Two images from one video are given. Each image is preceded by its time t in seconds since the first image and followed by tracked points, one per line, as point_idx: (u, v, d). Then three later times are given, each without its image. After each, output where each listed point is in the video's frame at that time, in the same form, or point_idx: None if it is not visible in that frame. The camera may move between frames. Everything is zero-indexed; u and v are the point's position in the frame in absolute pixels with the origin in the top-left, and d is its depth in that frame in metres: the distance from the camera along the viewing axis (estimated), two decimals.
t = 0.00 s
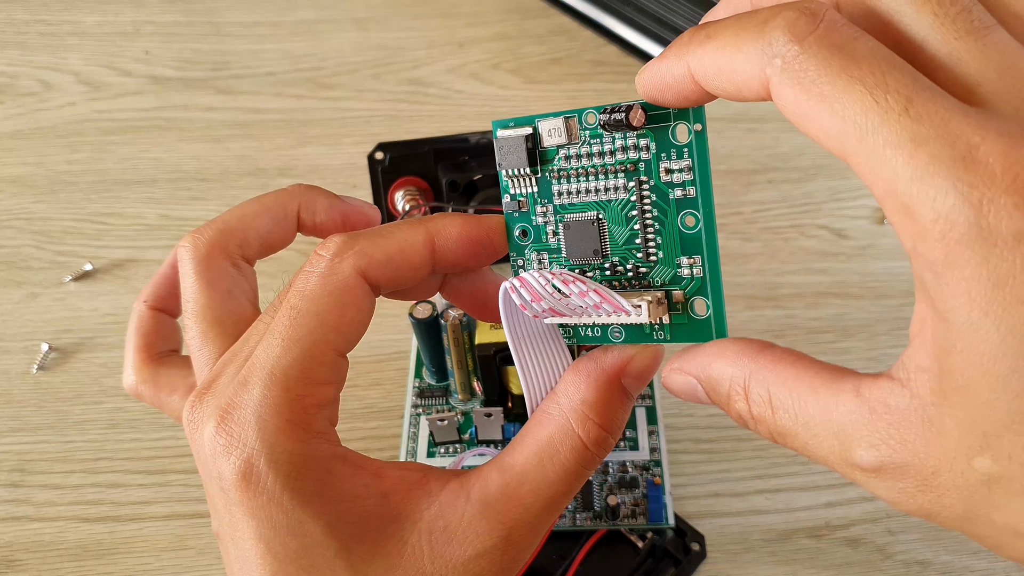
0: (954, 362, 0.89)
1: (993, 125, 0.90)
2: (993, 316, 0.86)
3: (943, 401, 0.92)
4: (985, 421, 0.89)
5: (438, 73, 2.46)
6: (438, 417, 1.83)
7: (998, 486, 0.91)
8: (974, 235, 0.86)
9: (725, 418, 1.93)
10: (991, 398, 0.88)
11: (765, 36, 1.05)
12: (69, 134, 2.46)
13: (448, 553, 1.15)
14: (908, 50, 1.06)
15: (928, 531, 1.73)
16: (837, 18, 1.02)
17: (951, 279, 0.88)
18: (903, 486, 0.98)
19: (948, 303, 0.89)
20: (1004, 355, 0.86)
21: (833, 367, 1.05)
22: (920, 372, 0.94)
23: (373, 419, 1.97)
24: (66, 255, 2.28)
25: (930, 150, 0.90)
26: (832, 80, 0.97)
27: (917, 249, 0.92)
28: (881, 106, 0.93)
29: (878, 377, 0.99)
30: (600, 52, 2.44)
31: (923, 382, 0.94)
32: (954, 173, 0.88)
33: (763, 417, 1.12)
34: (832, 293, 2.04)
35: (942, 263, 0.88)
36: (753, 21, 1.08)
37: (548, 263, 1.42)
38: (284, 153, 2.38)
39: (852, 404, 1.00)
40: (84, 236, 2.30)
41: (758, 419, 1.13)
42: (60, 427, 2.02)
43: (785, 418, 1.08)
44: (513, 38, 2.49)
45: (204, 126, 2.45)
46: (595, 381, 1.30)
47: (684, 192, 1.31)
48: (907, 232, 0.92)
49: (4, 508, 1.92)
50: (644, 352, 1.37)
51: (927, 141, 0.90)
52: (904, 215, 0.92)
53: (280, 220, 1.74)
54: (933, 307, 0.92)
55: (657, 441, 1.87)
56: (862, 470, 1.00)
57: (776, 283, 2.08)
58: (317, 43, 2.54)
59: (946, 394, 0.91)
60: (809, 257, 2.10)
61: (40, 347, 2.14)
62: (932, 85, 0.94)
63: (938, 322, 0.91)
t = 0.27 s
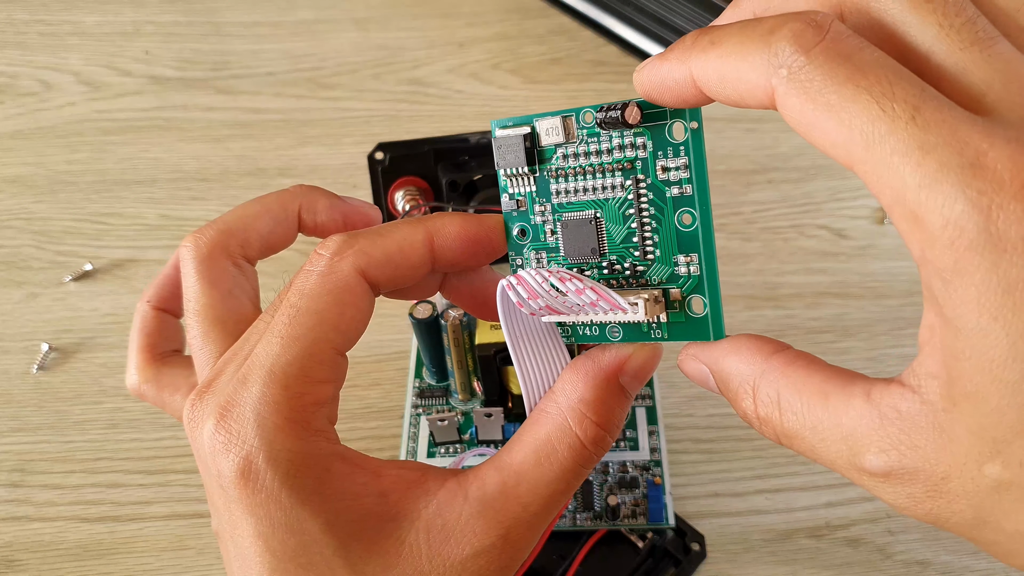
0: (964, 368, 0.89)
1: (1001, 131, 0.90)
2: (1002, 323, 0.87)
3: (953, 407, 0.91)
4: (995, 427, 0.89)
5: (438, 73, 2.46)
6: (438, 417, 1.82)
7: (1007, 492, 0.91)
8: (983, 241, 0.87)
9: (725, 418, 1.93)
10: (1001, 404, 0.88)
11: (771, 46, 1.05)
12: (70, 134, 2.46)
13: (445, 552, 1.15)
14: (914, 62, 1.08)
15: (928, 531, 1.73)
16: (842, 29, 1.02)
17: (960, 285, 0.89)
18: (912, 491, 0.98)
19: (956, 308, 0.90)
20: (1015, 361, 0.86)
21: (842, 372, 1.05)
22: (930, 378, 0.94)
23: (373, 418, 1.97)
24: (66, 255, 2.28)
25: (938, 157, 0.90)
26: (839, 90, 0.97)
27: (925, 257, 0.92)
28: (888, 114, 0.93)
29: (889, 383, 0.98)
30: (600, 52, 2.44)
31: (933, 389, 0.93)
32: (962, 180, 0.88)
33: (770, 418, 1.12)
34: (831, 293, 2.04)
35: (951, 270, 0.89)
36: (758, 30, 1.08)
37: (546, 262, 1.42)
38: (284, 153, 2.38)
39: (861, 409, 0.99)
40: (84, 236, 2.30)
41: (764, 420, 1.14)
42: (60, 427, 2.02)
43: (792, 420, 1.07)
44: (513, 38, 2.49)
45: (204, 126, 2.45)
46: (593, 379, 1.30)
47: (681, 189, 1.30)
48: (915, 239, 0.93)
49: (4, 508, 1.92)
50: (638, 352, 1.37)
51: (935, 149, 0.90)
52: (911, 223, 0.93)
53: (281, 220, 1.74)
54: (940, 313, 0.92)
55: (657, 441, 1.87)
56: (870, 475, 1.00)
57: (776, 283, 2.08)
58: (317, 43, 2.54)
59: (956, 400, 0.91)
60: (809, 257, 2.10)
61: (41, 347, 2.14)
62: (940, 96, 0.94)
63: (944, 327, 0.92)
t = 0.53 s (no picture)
0: (976, 370, 0.89)
1: (1011, 132, 0.91)
2: (1015, 327, 0.86)
3: (961, 408, 0.91)
4: (1006, 431, 0.88)
5: (438, 73, 2.46)
6: (439, 417, 1.83)
7: (1016, 495, 0.91)
8: (999, 244, 0.86)
9: (726, 418, 1.93)
10: (1012, 406, 0.87)
11: (772, 50, 1.05)
12: (70, 134, 2.46)
13: (444, 551, 1.15)
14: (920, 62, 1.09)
15: (928, 530, 1.73)
16: (845, 34, 1.01)
17: (974, 289, 0.88)
18: (918, 491, 0.98)
19: (969, 311, 0.89)
20: None
21: (846, 368, 1.05)
22: (939, 379, 0.93)
23: (373, 418, 1.97)
24: (66, 255, 2.28)
25: (949, 160, 0.89)
26: (842, 95, 0.96)
27: (936, 259, 0.91)
28: (896, 117, 0.93)
29: (895, 381, 0.98)
30: (600, 52, 2.45)
31: (941, 390, 0.93)
32: (975, 182, 0.88)
33: (774, 415, 1.12)
34: (831, 293, 2.04)
35: (965, 274, 0.88)
36: (759, 34, 1.08)
37: (545, 261, 1.43)
38: (284, 153, 2.38)
39: (867, 407, 0.99)
40: (84, 236, 2.30)
41: (769, 417, 1.14)
42: (60, 427, 2.02)
43: (797, 418, 1.07)
44: (513, 38, 2.49)
45: (204, 126, 2.44)
46: (592, 379, 1.30)
47: (674, 189, 1.27)
48: (925, 241, 0.92)
49: (4, 508, 1.92)
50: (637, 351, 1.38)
51: (946, 151, 0.90)
52: (923, 226, 0.92)
53: (283, 220, 1.74)
54: (952, 316, 0.91)
55: (658, 441, 1.88)
56: (875, 473, 1.00)
57: (775, 283, 2.08)
58: (317, 43, 2.54)
59: (965, 402, 0.91)
60: (809, 256, 2.10)
61: (41, 347, 2.14)
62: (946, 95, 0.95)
63: (957, 331, 0.91)
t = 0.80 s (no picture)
0: (976, 379, 0.89)
1: (1013, 142, 0.91)
2: (1015, 336, 0.86)
3: (960, 416, 0.91)
4: (1009, 438, 0.88)
5: (437, 73, 2.47)
6: (441, 418, 1.83)
7: (1016, 501, 0.92)
8: (1001, 254, 0.87)
9: (726, 418, 1.93)
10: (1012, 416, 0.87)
11: (774, 57, 1.03)
12: (70, 134, 2.46)
13: (442, 551, 1.15)
14: (913, 66, 1.09)
15: (927, 530, 1.73)
16: (846, 40, 1.01)
17: (975, 298, 0.88)
18: (915, 495, 0.98)
19: (971, 320, 0.89)
20: None
21: (846, 370, 1.05)
22: (938, 385, 0.93)
23: (373, 419, 1.96)
24: (66, 255, 2.28)
25: (953, 168, 0.89)
26: (844, 104, 0.95)
27: (938, 267, 0.91)
28: (899, 125, 0.92)
29: (893, 386, 0.98)
30: (600, 52, 2.47)
31: (939, 396, 0.93)
32: (978, 191, 0.88)
33: (771, 417, 1.12)
34: (831, 293, 2.04)
35: (967, 283, 0.88)
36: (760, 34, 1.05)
37: (544, 261, 1.44)
38: (283, 153, 2.37)
39: (865, 411, 0.99)
40: (84, 236, 2.30)
41: (766, 419, 1.14)
42: (60, 427, 2.02)
43: (796, 421, 1.07)
44: (512, 39, 2.51)
45: (204, 126, 2.45)
46: (591, 380, 1.30)
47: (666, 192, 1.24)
48: (926, 249, 0.92)
49: (3, 509, 1.91)
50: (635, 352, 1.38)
51: (949, 159, 0.90)
52: (925, 235, 0.92)
53: (285, 219, 1.74)
54: (954, 324, 0.91)
55: (658, 441, 1.89)
56: (873, 477, 1.00)
57: (775, 283, 2.08)
58: (317, 44, 2.55)
59: (964, 409, 0.91)
60: (809, 256, 2.11)
61: (41, 347, 2.13)
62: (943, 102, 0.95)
63: (958, 339, 0.90)
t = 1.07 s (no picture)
0: (941, 411, 0.87)
1: (975, 172, 0.89)
2: (983, 371, 0.84)
3: (930, 446, 0.88)
4: (984, 470, 0.86)
5: (437, 73, 2.46)
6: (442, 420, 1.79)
7: (987, 535, 0.88)
8: (966, 287, 0.85)
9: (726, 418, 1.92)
10: (979, 451, 0.86)
11: (737, 80, 1.00)
12: (69, 134, 2.46)
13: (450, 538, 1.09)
14: (890, 86, 1.04)
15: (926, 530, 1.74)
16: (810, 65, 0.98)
17: (944, 331, 0.86)
18: (885, 529, 0.95)
19: (940, 354, 0.86)
20: (995, 409, 0.84)
21: (809, 402, 1.01)
22: (905, 418, 0.90)
23: (374, 419, 1.97)
24: (66, 255, 2.28)
25: (921, 203, 0.87)
26: (819, 128, 0.93)
27: (906, 301, 0.89)
28: (867, 156, 0.90)
29: (860, 416, 0.94)
30: (600, 52, 2.47)
31: (909, 429, 0.89)
32: (944, 226, 0.86)
33: (733, 454, 1.07)
34: (832, 294, 2.04)
35: (935, 317, 0.87)
36: (719, 59, 1.04)
37: (527, 281, 1.34)
38: (284, 153, 2.37)
39: (833, 446, 0.95)
40: (84, 236, 2.30)
41: (728, 456, 1.08)
42: (60, 427, 2.01)
43: (763, 460, 1.02)
44: (513, 39, 2.51)
45: (204, 126, 2.45)
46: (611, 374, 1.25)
47: (638, 222, 1.14)
48: (899, 283, 0.90)
49: (3, 509, 1.90)
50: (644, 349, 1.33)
51: (920, 193, 0.87)
52: (895, 267, 0.90)
53: (300, 219, 1.75)
54: (923, 355, 0.88)
55: (662, 442, 1.85)
56: (842, 512, 0.97)
57: (776, 284, 2.08)
58: (317, 44, 2.56)
59: (936, 441, 0.88)
60: (810, 256, 2.11)
61: (41, 347, 2.13)
62: (912, 130, 0.92)
63: (923, 371, 0.88)
